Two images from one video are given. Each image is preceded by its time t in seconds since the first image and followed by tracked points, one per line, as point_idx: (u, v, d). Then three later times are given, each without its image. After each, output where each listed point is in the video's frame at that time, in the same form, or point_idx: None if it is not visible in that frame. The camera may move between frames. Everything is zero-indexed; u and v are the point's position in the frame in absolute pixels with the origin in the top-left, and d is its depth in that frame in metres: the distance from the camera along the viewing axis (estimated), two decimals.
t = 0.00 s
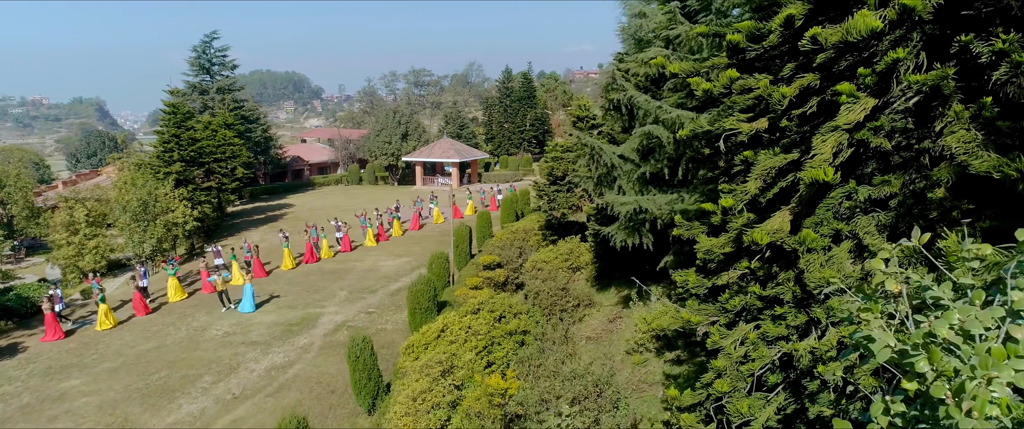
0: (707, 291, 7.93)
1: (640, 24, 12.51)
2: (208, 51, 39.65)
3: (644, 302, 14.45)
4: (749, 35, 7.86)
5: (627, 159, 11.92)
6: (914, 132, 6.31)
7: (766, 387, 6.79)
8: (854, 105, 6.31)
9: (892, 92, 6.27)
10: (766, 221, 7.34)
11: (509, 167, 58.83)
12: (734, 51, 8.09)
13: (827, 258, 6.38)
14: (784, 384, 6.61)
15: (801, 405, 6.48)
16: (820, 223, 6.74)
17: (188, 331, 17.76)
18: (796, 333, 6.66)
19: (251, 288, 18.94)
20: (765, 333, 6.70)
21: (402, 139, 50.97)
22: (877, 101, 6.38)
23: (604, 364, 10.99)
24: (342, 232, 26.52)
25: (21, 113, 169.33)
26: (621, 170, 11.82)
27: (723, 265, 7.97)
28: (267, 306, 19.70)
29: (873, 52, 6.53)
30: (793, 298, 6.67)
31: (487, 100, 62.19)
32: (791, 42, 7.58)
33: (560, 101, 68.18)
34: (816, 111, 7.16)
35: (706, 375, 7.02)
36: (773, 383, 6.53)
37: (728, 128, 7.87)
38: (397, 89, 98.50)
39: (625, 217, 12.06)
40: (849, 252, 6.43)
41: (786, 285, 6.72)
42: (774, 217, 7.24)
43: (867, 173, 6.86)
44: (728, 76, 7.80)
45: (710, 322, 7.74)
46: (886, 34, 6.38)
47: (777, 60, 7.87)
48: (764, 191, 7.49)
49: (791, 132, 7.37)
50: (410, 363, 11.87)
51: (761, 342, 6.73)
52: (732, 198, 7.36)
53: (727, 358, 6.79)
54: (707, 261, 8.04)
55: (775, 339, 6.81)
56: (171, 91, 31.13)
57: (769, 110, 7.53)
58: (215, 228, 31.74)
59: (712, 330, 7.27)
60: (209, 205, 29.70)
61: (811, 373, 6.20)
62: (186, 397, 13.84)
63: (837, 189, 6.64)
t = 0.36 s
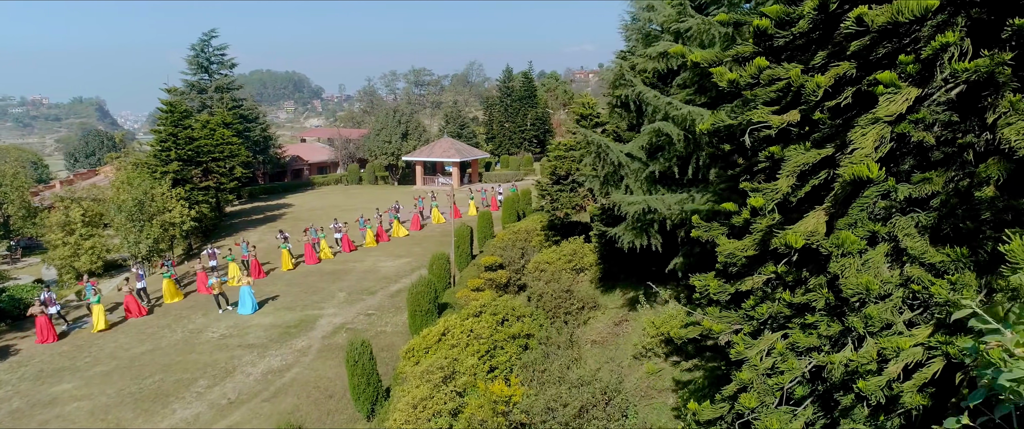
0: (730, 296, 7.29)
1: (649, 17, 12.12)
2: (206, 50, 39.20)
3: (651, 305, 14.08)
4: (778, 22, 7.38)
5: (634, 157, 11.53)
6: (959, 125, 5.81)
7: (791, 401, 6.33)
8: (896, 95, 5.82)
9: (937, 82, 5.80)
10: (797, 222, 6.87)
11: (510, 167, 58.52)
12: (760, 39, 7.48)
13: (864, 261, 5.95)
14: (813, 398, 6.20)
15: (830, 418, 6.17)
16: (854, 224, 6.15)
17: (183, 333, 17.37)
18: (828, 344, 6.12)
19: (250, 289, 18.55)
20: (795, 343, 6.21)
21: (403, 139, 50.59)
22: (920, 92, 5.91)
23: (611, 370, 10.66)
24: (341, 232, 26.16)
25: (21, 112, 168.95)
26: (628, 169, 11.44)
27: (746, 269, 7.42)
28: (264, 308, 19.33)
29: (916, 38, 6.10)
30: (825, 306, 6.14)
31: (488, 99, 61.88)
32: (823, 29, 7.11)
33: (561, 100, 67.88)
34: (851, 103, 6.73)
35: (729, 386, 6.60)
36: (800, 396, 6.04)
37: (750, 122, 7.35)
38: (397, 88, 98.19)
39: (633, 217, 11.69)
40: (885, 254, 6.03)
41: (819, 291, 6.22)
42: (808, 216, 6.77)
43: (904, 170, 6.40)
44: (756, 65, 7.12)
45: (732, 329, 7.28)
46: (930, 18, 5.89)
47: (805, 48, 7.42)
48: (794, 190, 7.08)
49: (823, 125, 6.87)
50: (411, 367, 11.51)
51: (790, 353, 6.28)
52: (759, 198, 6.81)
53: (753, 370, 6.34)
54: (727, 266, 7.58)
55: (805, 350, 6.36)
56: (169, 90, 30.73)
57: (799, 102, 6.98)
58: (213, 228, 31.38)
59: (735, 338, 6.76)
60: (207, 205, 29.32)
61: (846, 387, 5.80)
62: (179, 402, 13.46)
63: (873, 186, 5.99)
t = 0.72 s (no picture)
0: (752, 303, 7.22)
1: (657, 9, 11.75)
2: (204, 48, 38.59)
3: (657, 307, 13.72)
4: (808, 5, 7.79)
5: (640, 155, 11.25)
6: (1012, 115, 5.88)
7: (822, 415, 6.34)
8: (943, 83, 5.92)
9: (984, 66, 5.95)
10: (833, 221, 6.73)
11: (510, 166, 58.09)
12: (791, 22, 7.76)
13: (902, 265, 5.84)
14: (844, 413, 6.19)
15: None
16: (891, 224, 6.03)
17: (177, 336, 16.88)
18: (865, 355, 6.07)
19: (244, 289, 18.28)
20: (827, 354, 6.17)
21: (402, 138, 50.17)
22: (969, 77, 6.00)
23: (617, 377, 10.32)
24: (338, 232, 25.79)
25: (20, 112, 168.31)
26: (633, 167, 11.08)
27: (772, 273, 7.45)
28: (261, 309, 18.92)
29: (961, 19, 6.26)
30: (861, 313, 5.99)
31: (488, 99, 61.49)
32: (856, 13, 7.44)
33: (561, 99, 67.46)
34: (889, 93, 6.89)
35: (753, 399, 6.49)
36: (830, 411, 6.06)
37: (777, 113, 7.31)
38: (396, 88, 97.66)
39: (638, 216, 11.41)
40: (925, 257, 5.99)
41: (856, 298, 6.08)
42: (845, 216, 6.58)
43: (946, 165, 6.44)
44: (787, 48, 7.08)
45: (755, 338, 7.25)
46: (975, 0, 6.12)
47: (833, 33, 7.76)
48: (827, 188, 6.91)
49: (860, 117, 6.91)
50: (409, 372, 11.13)
51: (821, 365, 6.25)
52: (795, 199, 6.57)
53: (781, 382, 6.25)
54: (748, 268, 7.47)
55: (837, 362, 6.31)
56: (165, 88, 30.21)
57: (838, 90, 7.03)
58: (210, 228, 30.93)
59: (760, 348, 6.73)
60: (203, 205, 28.86)
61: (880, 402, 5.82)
62: (171, 407, 13.04)
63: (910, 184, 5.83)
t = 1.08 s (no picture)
0: (782, 309, 6.85)
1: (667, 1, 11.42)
2: (202, 46, 38.23)
3: (665, 309, 13.33)
4: None
5: (647, 152, 11.00)
6: None
7: None
8: (1004, 65, 5.53)
9: None
10: (881, 219, 6.35)
11: (510, 166, 57.75)
12: None
13: (954, 267, 5.39)
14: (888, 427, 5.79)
15: None
16: (936, 224, 5.64)
17: (172, 338, 16.41)
18: (910, 368, 5.68)
19: (237, 289, 18.15)
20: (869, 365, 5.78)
21: (402, 137, 49.85)
22: None
23: (625, 384, 9.98)
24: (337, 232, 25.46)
25: (20, 112, 168.16)
26: (640, 164, 10.71)
27: (805, 276, 7.07)
28: (258, 311, 18.52)
29: None
30: (908, 321, 5.57)
31: (489, 98, 61.19)
32: None
33: (562, 99, 67.14)
34: (938, 77, 6.50)
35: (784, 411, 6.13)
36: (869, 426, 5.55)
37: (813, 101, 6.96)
38: (396, 87, 97.33)
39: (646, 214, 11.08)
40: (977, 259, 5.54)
41: (902, 305, 5.68)
42: (893, 214, 6.20)
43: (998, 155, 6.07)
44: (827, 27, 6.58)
45: (786, 347, 6.91)
46: None
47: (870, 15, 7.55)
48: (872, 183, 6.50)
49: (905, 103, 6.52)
50: (409, 377, 10.76)
51: (863, 377, 5.88)
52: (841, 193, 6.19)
53: (816, 396, 5.88)
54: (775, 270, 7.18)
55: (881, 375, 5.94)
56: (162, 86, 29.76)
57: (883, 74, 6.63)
58: (208, 228, 30.54)
59: (792, 358, 6.40)
60: (201, 204, 28.45)
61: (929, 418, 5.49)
62: (165, 412, 12.62)
63: (958, 180, 5.55)
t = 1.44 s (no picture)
0: (816, 318, 6.52)
1: None
2: (202, 45, 37.85)
3: (675, 312, 12.89)
4: None
5: (656, 149, 10.65)
6: None
7: None
8: None
9: None
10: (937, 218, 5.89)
11: (513, 165, 57.33)
12: None
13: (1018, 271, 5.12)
14: None
15: None
16: (995, 223, 5.43)
17: (168, 340, 15.96)
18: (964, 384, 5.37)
19: (236, 290, 17.86)
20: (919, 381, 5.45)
21: (404, 137, 49.48)
22: None
23: (633, 392, 9.58)
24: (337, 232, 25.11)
25: (24, 112, 168.34)
26: (648, 160, 10.33)
27: (842, 280, 6.68)
28: (256, 312, 18.12)
29: None
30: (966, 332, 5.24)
31: (492, 97, 60.79)
32: None
33: (565, 98, 66.76)
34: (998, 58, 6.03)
35: None
36: None
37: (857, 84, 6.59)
38: (399, 86, 97.00)
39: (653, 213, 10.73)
40: None
41: (958, 315, 5.33)
42: (951, 213, 5.76)
43: None
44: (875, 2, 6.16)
45: (820, 359, 6.56)
46: None
47: None
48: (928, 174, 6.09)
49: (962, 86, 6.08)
50: (409, 383, 10.40)
51: (910, 396, 5.56)
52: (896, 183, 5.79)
53: (855, 415, 5.54)
54: (804, 276, 6.99)
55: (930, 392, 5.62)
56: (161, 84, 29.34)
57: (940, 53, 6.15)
58: (208, 228, 30.15)
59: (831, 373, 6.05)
60: (200, 204, 28.07)
61: None
62: (158, 417, 12.20)
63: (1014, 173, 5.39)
